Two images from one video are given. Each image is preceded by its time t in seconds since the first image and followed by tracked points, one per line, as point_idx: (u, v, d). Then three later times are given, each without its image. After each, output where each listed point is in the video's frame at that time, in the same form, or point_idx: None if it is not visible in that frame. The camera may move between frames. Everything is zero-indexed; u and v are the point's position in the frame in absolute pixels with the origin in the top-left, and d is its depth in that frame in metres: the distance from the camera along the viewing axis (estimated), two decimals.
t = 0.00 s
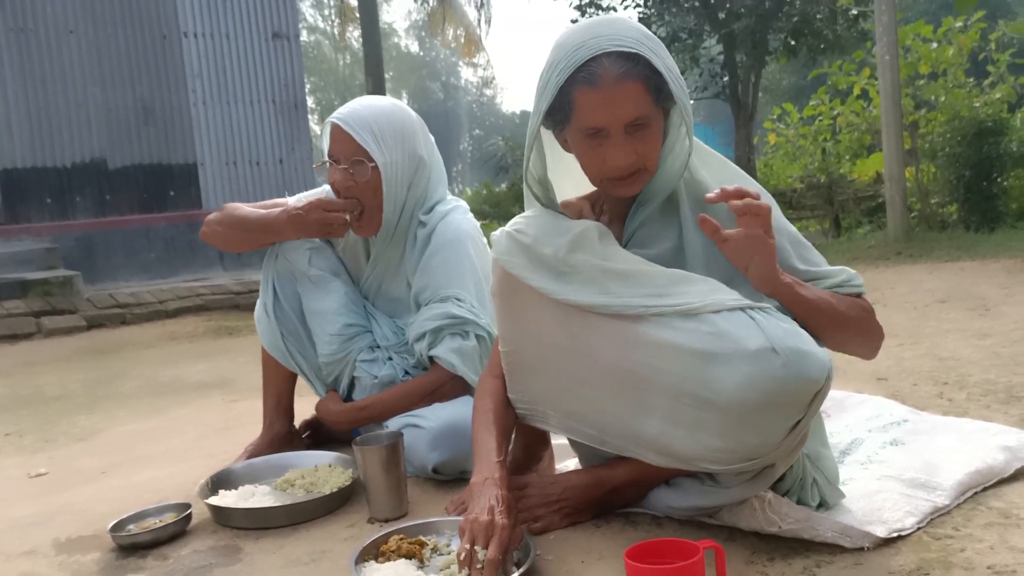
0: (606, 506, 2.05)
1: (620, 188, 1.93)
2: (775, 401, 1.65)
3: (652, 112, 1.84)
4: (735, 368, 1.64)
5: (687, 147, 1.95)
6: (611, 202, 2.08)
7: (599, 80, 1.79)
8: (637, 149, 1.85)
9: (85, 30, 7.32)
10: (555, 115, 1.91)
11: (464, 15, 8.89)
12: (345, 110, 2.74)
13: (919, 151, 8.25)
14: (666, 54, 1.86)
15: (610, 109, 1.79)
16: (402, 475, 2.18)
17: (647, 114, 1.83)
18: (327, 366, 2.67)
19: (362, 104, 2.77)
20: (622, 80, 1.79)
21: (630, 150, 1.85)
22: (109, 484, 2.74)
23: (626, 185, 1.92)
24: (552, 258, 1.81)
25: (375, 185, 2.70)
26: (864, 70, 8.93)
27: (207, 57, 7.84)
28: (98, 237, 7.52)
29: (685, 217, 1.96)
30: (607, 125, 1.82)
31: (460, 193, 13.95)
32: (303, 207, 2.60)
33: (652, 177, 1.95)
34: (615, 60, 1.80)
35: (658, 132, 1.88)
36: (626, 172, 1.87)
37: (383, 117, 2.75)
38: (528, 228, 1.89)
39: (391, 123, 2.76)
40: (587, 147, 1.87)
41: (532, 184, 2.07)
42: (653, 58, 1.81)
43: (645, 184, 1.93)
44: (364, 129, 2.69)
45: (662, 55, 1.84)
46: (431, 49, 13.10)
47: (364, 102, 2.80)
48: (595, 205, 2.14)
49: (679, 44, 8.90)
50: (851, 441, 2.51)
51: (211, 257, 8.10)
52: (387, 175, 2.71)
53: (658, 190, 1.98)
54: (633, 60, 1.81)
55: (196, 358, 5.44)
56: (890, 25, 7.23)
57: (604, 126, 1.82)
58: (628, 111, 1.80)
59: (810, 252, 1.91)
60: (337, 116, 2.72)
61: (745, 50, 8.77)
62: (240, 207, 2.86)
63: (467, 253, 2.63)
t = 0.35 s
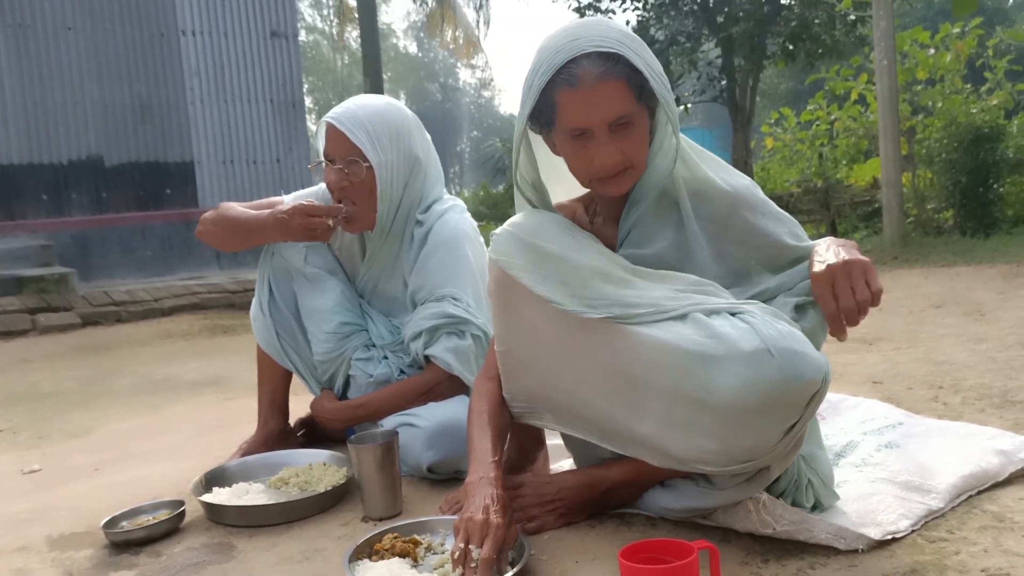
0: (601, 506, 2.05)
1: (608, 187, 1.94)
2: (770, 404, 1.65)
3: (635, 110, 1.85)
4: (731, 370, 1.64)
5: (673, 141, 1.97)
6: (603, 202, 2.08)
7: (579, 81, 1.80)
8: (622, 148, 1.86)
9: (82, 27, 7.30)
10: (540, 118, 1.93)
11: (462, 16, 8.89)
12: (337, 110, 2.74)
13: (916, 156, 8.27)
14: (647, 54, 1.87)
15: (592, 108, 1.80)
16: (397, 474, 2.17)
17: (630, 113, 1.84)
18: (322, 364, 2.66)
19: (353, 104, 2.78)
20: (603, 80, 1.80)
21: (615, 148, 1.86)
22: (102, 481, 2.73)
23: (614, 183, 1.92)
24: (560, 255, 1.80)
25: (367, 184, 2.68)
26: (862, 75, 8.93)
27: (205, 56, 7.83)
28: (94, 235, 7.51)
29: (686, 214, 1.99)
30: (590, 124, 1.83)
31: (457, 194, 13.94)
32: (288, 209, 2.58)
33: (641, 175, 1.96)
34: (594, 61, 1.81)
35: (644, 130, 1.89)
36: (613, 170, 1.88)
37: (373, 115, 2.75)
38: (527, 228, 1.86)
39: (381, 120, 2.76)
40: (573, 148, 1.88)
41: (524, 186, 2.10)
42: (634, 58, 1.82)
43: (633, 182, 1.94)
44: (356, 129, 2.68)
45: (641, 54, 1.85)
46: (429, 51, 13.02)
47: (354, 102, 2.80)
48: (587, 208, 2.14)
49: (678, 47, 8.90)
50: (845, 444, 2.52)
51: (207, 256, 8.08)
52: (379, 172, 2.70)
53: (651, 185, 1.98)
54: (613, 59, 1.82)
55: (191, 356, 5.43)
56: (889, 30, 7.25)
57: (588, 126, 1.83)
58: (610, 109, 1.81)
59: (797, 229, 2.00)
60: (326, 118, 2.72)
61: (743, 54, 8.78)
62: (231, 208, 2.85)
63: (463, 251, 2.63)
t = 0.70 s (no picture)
0: (596, 500, 2.05)
1: (605, 181, 1.93)
2: (765, 396, 1.65)
3: (631, 105, 1.85)
4: (726, 362, 1.64)
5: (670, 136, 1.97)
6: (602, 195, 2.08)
7: (574, 76, 1.82)
8: (618, 142, 1.86)
9: (80, 23, 7.30)
10: (536, 113, 1.94)
11: (461, 16, 8.89)
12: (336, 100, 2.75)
13: (913, 158, 8.29)
14: (644, 49, 1.87)
15: (586, 103, 1.82)
16: (392, 468, 2.18)
17: (626, 108, 1.85)
18: (318, 358, 2.67)
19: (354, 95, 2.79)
20: (598, 74, 1.81)
21: (612, 143, 1.86)
22: (98, 475, 2.73)
23: (610, 178, 1.92)
24: (554, 247, 1.81)
25: (363, 175, 2.68)
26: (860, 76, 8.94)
27: (204, 53, 7.82)
28: (91, 232, 7.50)
29: (680, 211, 1.98)
30: (586, 119, 1.84)
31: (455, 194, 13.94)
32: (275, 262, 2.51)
33: (639, 169, 1.95)
34: (590, 56, 1.82)
35: (641, 124, 1.89)
36: (608, 165, 1.89)
37: (372, 106, 2.75)
38: (525, 221, 1.88)
39: (381, 113, 2.75)
40: (570, 142, 1.89)
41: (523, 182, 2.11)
42: (629, 53, 1.82)
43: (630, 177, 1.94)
44: (355, 119, 2.69)
45: (638, 48, 1.86)
46: (426, 51, 13.14)
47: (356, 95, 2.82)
48: (586, 203, 2.13)
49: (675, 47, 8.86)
50: (841, 440, 2.53)
51: (203, 253, 8.07)
52: (377, 161, 2.69)
53: (648, 181, 1.99)
54: (609, 54, 1.83)
55: (188, 353, 5.42)
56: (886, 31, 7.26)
57: (584, 121, 1.84)
58: (605, 104, 1.82)
59: (794, 234, 1.98)
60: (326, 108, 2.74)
61: (742, 55, 8.79)
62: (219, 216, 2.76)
63: (460, 245, 2.63)
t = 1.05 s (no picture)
0: (598, 491, 2.05)
1: (599, 172, 1.94)
2: (765, 384, 1.65)
3: (623, 96, 1.85)
4: (726, 350, 1.63)
5: (664, 132, 1.95)
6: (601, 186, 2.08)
7: (563, 69, 1.82)
8: (610, 135, 1.87)
9: (78, 17, 7.27)
10: (532, 104, 1.95)
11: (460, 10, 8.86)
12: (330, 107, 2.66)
13: (913, 151, 8.29)
14: (636, 39, 1.87)
15: (575, 95, 1.82)
16: (394, 460, 2.18)
17: (617, 99, 1.85)
18: (320, 352, 2.69)
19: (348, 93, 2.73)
20: (588, 67, 1.81)
21: (603, 135, 1.86)
22: (99, 468, 2.73)
23: (603, 169, 1.93)
24: (557, 230, 1.85)
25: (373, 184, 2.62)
26: (860, 69, 8.93)
27: (203, 47, 7.80)
28: (90, 226, 7.49)
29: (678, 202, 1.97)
30: (576, 111, 1.84)
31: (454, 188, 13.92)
32: (264, 305, 2.45)
33: (633, 160, 1.96)
34: (580, 48, 1.82)
35: (634, 115, 1.89)
36: (600, 157, 1.89)
37: (366, 104, 2.69)
38: (528, 210, 1.91)
39: (375, 109, 2.70)
40: (562, 134, 1.90)
41: (519, 169, 2.11)
42: (619, 45, 1.82)
43: (624, 167, 1.94)
44: (355, 129, 2.61)
45: (631, 40, 1.85)
46: (426, 45, 13.05)
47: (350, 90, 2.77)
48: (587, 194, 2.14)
49: (675, 40, 8.95)
50: (842, 432, 2.53)
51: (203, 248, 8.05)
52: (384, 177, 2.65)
53: (646, 171, 1.98)
54: (599, 47, 1.82)
55: (188, 347, 5.42)
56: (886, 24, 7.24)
57: (574, 112, 1.84)
58: (595, 96, 1.82)
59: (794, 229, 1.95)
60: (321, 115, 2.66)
61: (741, 48, 8.77)
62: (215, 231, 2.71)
63: (461, 238, 2.62)
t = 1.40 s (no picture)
0: (599, 484, 2.06)
1: (599, 167, 1.95)
2: (769, 380, 1.65)
3: (619, 91, 1.85)
4: (731, 346, 1.64)
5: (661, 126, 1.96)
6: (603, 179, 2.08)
7: (558, 65, 1.82)
8: (608, 131, 1.87)
9: (78, 10, 7.26)
10: (531, 100, 1.95)
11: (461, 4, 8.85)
12: (323, 150, 2.52)
13: (914, 146, 8.29)
14: (632, 32, 1.85)
15: (571, 91, 1.82)
16: (396, 454, 2.18)
17: (613, 94, 1.84)
18: (319, 346, 2.68)
19: (334, 123, 2.59)
20: (583, 62, 1.80)
21: (600, 131, 1.86)
22: (101, 460, 2.74)
23: (602, 165, 1.94)
24: (558, 224, 1.83)
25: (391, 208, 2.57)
26: (861, 64, 8.93)
27: (203, 41, 7.79)
28: (90, 220, 7.48)
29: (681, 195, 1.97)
30: (573, 107, 1.84)
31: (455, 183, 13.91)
32: (281, 330, 2.42)
33: (632, 154, 1.96)
34: (575, 43, 1.81)
35: (632, 109, 1.88)
36: (597, 152, 1.89)
37: (353, 127, 2.57)
38: (531, 204, 1.88)
39: (363, 126, 2.58)
40: (561, 130, 1.90)
41: (519, 164, 2.12)
42: (614, 39, 1.80)
43: (624, 161, 1.95)
44: (356, 167, 2.49)
45: (627, 33, 1.83)
46: (426, 39, 13.17)
47: (332, 115, 2.64)
48: (590, 188, 2.14)
49: (676, 34, 8.93)
50: (843, 425, 2.54)
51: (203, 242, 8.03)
52: (401, 208, 2.56)
53: (646, 166, 1.98)
54: (594, 41, 1.81)
55: (189, 341, 5.43)
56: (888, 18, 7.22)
57: (571, 108, 1.84)
58: (591, 92, 1.82)
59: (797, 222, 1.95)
60: (317, 161, 2.53)
61: (742, 42, 8.77)
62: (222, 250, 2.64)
63: (463, 234, 2.62)
